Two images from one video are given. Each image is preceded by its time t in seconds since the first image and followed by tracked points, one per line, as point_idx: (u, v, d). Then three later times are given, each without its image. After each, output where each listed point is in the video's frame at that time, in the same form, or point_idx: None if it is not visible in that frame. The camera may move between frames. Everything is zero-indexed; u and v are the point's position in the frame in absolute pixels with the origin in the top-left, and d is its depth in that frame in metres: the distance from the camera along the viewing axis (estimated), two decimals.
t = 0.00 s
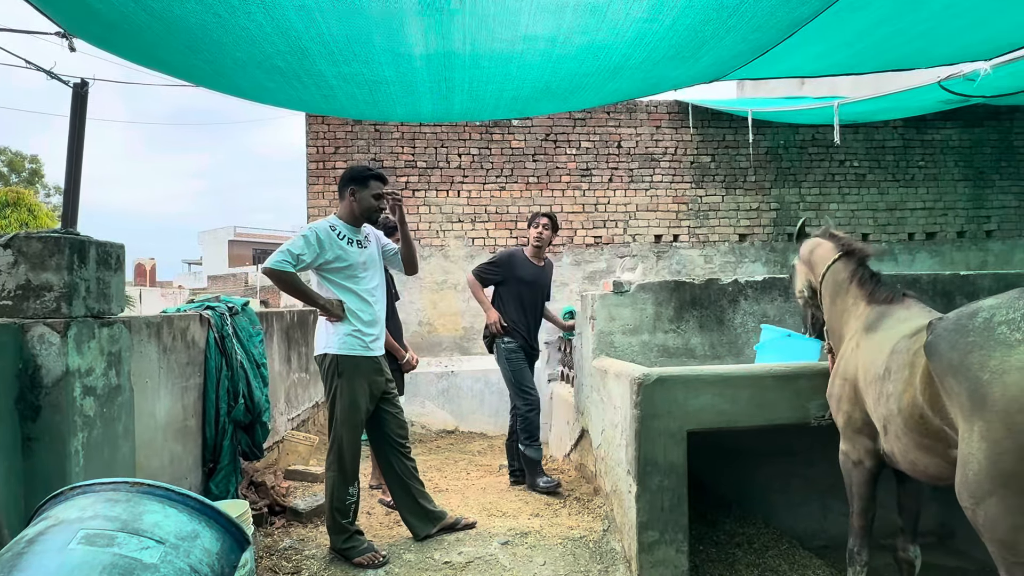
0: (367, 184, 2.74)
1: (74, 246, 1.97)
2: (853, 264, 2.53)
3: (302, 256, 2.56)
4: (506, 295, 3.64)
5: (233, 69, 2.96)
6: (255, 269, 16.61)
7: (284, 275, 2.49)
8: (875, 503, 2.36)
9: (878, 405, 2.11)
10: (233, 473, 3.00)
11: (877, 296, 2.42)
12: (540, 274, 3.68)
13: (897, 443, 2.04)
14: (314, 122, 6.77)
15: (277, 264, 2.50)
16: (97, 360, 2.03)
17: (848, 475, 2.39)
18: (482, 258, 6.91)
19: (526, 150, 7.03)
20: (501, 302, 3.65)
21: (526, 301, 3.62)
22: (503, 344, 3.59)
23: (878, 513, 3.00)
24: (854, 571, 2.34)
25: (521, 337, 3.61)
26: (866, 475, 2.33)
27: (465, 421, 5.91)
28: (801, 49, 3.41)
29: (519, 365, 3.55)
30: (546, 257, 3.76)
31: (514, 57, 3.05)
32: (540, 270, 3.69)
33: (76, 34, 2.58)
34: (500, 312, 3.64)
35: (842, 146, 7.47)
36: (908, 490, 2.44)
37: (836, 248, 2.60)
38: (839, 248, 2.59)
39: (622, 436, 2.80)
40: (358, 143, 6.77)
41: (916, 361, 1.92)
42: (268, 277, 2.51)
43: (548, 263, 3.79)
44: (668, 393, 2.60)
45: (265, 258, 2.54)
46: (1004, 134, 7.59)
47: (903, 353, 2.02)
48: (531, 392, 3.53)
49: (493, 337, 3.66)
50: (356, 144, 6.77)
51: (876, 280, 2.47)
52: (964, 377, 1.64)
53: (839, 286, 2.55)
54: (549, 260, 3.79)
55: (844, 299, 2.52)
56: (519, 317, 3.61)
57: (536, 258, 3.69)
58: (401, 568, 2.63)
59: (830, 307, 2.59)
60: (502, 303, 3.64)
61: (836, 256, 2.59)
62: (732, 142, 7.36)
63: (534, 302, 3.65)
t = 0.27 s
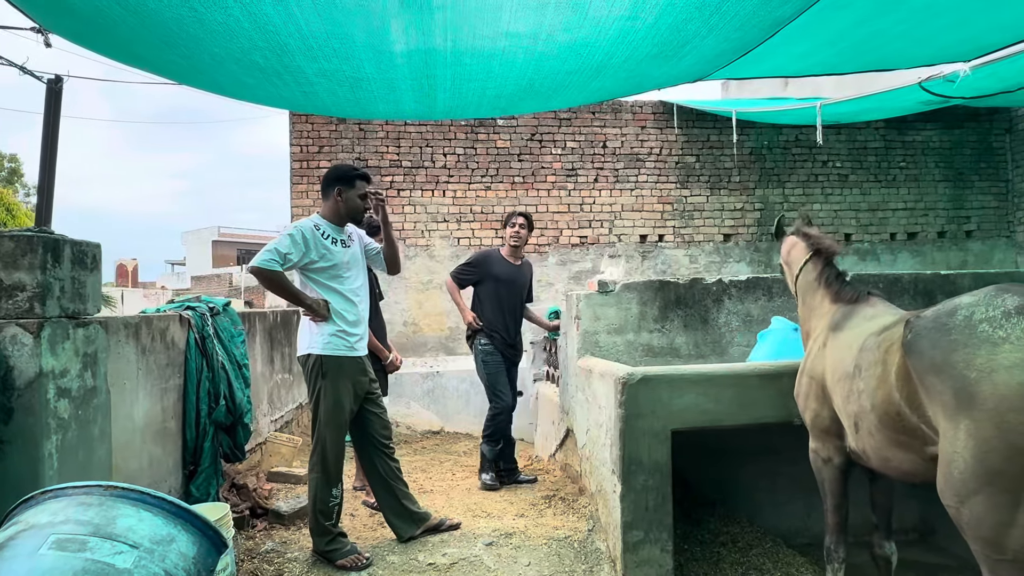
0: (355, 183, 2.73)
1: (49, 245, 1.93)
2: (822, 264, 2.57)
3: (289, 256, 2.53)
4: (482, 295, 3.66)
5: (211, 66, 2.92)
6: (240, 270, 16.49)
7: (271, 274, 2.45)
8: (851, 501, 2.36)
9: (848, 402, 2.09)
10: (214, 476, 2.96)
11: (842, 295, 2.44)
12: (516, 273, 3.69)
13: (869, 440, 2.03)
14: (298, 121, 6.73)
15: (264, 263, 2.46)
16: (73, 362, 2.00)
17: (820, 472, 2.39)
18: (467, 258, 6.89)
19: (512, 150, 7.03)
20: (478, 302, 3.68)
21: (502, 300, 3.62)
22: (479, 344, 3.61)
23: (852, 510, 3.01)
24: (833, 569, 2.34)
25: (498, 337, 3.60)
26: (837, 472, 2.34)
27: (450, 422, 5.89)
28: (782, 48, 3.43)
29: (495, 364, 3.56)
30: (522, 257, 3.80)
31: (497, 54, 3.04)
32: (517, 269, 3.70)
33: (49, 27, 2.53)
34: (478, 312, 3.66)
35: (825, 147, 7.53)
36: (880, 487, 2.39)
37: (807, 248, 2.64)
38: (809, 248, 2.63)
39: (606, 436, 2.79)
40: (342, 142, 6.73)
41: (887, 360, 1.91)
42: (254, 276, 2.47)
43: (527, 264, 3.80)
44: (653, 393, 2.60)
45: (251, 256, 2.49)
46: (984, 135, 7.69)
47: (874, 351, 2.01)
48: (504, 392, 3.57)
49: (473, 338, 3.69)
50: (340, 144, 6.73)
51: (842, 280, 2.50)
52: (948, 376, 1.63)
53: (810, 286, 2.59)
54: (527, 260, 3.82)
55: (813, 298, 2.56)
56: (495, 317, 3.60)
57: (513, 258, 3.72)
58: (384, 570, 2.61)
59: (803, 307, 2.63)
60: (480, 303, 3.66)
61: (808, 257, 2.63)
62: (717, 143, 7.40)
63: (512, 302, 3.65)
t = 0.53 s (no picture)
0: (338, 183, 2.71)
1: (20, 245, 1.89)
2: (798, 264, 2.61)
3: (273, 255, 2.50)
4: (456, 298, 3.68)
5: (188, 62, 2.89)
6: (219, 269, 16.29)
7: (254, 273, 2.43)
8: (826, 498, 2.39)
9: (816, 403, 2.12)
10: (192, 478, 2.92)
11: (813, 296, 2.48)
12: (487, 274, 3.69)
13: (840, 440, 2.05)
14: (278, 120, 6.66)
15: (246, 262, 2.43)
16: (46, 363, 1.96)
17: (794, 470, 2.42)
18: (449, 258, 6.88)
19: (494, 150, 7.02)
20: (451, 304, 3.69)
21: (475, 302, 3.63)
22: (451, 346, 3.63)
23: (827, 506, 3.06)
24: (810, 565, 2.35)
25: (471, 339, 3.60)
26: (811, 470, 2.37)
27: (432, 422, 5.87)
28: (761, 51, 3.47)
29: (465, 366, 3.59)
30: (494, 256, 3.80)
31: (478, 54, 3.04)
32: (487, 269, 3.71)
33: (21, 22, 2.48)
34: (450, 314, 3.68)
35: (803, 149, 7.64)
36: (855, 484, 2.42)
37: (788, 247, 2.67)
38: (789, 246, 2.66)
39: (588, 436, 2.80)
40: (323, 141, 6.69)
41: (855, 361, 1.93)
42: (237, 275, 2.44)
43: (498, 264, 3.81)
44: (635, 392, 2.61)
45: (234, 256, 2.46)
46: (958, 138, 7.84)
47: (841, 353, 2.04)
48: (473, 394, 3.60)
49: (451, 341, 3.71)
50: (321, 143, 6.68)
51: (816, 281, 2.53)
52: (922, 376, 1.66)
53: (788, 285, 2.63)
54: (499, 259, 3.82)
55: (790, 297, 2.60)
56: (469, 320, 3.60)
57: (483, 258, 3.73)
58: (366, 572, 2.59)
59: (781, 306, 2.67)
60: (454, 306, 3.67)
61: (789, 255, 2.67)
62: (697, 144, 7.46)
63: (485, 302, 3.65)
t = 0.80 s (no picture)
0: (316, 181, 2.69)
1: None
2: (774, 263, 2.65)
3: (250, 253, 2.47)
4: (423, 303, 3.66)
5: (162, 58, 2.84)
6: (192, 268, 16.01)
7: (231, 271, 2.39)
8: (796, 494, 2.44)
9: (786, 400, 2.16)
10: (165, 480, 2.87)
11: (785, 295, 2.53)
12: (454, 277, 3.67)
13: (809, 438, 2.10)
14: (252, 117, 6.58)
15: (224, 260, 2.40)
16: (14, 363, 1.91)
17: (766, 467, 2.47)
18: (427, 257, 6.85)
19: (471, 149, 7.02)
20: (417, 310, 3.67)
21: (443, 308, 3.62)
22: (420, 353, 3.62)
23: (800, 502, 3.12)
24: (783, 561, 2.40)
25: (439, 344, 3.61)
26: (783, 466, 2.41)
27: (410, 422, 5.84)
28: (736, 54, 3.52)
29: (436, 373, 3.61)
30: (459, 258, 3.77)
31: (456, 54, 3.04)
32: (454, 274, 3.68)
33: None
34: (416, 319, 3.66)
35: (776, 152, 7.77)
36: (826, 479, 2.47)
37: (764, 246, 2.72)
38: (766, 245, 2.70)
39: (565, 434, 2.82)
40: (299, 139, 6.62)
41: (824, 359, 1.98)
42: (213, 273, 2.41)
43: (463, 264, 3.78)
44: (612, 391, 2.64)
45: (211, 253, 2.43)
46: (924, 142, 8.05)
47: (810, 351, 2.08)
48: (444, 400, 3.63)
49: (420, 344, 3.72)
50: (297, 141, 6.61)
51: (789, 280, 2.58)
52: (885, 374, 1.70)
53: (763, 284, 2.67)
54: (465, 261, 3.80)
55: (764, 296, 2.64)
56: (438, 326, 3.61)
57: (449, 263, 3.70)
58: (343, 572, 2.58)
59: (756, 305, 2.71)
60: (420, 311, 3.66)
61: (765, 253, 2.72)
62: (673, 146, 7.55)
63: (452, 308, 3.65)
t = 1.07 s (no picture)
0: (281, 178, 2.64)
1: None
2: (745, 263, 2.69)
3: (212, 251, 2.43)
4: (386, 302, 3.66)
5: (124, 51, 2.77)
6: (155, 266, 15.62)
7: (192, 269, 2.34)
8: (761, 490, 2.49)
9: (750, 398, 2.21)
10: (127, 482, 2.80)
11: (752, 295, 2.57)
12: (415, 276, 3.65)
13: (771, 434, 2.14)
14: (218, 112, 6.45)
15: (184, 258, 2.35)
16: None
17: (731, 463, 2.52)
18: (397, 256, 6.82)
19: (442, 148, 6.99)
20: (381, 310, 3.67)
21: (404, 307, 3.61)
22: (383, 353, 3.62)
23: (764, 498, 3.18)
24: (748, 556, 2.44)
25: (402, 344, 3.59)
26: (747, 463, 2.46)
27: (379, 422, 5.79)
28: (704, 58, 3.58)
29: (398, 372, 3.59)
30: (421, 256, 3.75)
31: (425, 53, 3.02)
32: (415, 273, 3.65)
33: None
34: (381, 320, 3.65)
35: (743, 154, 7.91)
36: (790, 476, 2.52)
37: (737, 245, 2.75)
38: (738, 244, 2.74)
39: (537, 433, 2.82)
40: (267, 135, 6.52)
41: (787, 356, 2.03)
42: (174, 271, 2.35)
43: (426, 262, 3.75)
44: (582, 390, 2.66)
45: (171, 251, 2.37)
46: (885, 147, 8.27)
47: (773, 349, 2.13)
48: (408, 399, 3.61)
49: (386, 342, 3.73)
50: (264, 137, 6.51)
51: (759, 281, 2.63)
52: (845, 371, 1.75)
53: (734, 283, 2.71)
54: (428, 259, 3.77)
55: (734, 295, 2.68)
56: (400, 326, 3.60)
57: (409, 261, 3.67)
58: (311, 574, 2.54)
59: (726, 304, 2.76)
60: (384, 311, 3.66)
61: (737, 253, 2.76)
62: (642, 147, 7.62)
63: (414, 307, 3.63)
